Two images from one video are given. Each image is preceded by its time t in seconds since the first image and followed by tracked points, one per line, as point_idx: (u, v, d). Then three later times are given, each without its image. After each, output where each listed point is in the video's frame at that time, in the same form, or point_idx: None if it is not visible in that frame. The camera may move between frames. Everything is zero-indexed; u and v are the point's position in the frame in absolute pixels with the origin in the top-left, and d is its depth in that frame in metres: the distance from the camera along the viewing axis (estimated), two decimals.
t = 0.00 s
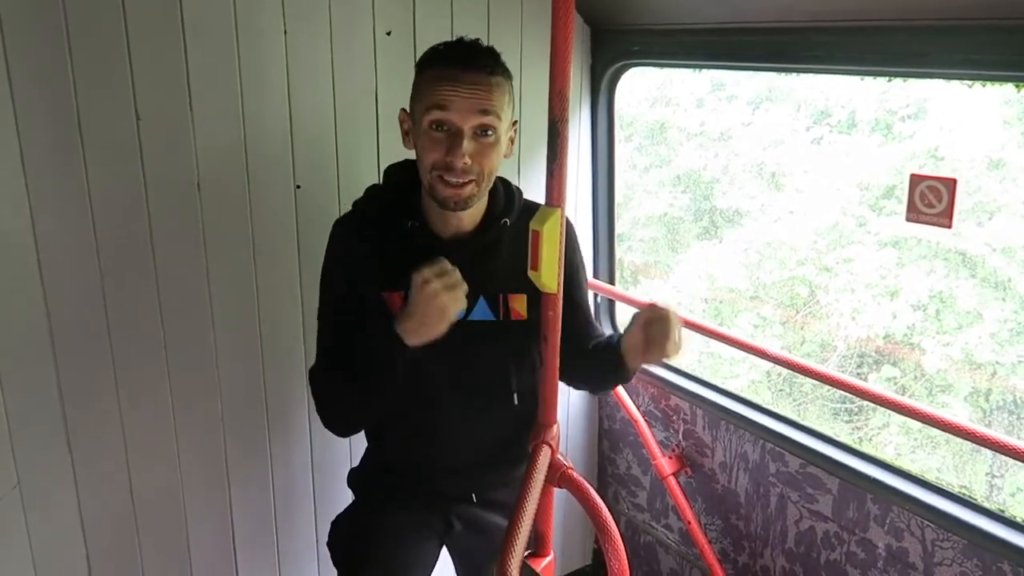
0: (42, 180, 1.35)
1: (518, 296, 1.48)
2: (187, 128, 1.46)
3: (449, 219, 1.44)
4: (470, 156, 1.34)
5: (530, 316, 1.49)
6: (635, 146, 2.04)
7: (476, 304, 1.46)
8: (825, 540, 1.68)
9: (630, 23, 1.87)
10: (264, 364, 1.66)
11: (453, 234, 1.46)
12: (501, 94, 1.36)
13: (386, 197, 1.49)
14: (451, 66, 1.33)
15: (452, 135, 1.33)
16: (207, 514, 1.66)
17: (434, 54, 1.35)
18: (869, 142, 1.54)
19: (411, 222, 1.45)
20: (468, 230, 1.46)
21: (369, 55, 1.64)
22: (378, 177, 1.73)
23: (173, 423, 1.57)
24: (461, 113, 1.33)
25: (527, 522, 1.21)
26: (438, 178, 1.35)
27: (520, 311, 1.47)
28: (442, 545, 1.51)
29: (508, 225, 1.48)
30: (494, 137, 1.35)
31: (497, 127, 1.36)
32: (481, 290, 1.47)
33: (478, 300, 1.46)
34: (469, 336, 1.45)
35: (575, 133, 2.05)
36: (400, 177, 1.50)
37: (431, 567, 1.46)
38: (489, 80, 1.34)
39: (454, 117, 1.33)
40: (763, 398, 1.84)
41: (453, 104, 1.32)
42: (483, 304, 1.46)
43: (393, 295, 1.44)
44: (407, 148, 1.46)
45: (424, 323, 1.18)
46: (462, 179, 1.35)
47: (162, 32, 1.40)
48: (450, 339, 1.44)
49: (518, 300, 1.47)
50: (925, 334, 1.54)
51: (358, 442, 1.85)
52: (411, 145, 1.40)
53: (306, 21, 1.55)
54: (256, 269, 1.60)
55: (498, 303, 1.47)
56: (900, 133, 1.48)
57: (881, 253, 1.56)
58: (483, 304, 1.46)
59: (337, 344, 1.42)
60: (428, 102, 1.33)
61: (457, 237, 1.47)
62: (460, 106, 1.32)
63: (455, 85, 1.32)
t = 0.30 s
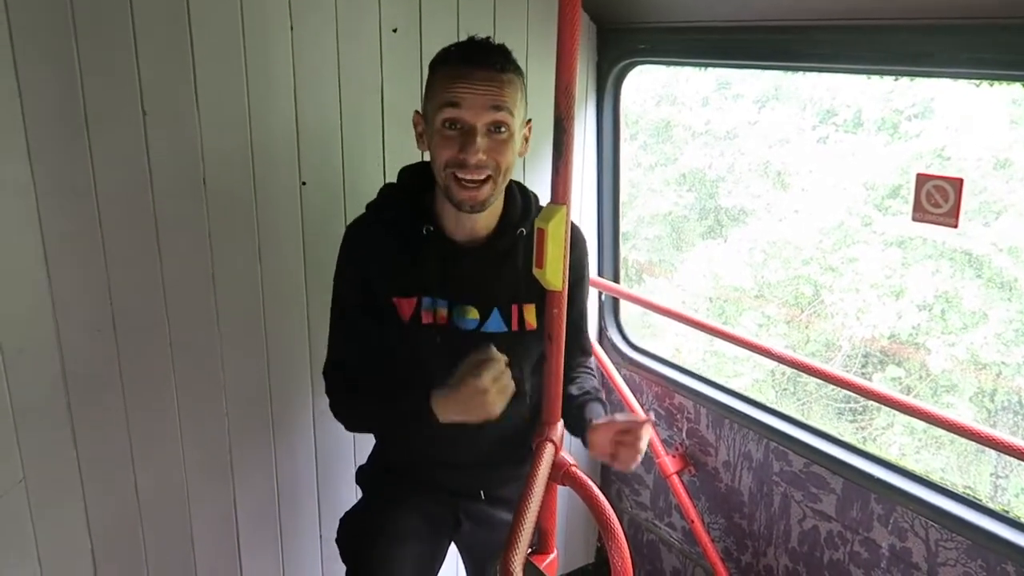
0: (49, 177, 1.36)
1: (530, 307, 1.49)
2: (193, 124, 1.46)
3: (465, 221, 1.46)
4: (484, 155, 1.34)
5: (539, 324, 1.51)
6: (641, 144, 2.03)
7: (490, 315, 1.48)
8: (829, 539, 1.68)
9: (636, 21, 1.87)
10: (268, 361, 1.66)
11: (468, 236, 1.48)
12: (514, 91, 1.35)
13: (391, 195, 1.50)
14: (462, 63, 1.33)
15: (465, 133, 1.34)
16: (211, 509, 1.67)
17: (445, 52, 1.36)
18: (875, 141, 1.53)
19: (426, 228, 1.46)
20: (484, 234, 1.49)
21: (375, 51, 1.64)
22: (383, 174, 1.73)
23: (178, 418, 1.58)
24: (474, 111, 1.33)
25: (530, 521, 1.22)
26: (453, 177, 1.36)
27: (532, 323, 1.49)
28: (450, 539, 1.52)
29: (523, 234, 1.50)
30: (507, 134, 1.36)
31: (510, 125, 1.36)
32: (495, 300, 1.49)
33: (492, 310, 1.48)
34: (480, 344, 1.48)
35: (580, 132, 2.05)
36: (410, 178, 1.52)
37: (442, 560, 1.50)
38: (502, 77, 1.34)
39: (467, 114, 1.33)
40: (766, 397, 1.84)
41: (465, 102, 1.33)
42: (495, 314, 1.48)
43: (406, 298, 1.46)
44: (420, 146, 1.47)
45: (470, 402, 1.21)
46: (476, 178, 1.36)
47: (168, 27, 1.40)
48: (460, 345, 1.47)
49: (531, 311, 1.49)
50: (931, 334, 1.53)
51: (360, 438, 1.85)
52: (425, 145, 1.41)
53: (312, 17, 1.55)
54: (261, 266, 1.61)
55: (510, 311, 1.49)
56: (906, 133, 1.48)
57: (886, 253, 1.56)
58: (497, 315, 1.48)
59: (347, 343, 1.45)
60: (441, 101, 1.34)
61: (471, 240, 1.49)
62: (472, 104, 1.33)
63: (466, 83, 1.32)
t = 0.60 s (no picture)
0: (52, 178, 1.36)
1: (533, 310, 1.47)
2: (195, 123, 1.46)
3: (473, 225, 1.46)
4: (492, 165, 1.35)
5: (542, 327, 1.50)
6: (641, 143, 2.04)
7: (493, 315, 1.48)
8: (828, 537, 1.69)
9: (637, 20, 1.87)
10: (270, 359, 1.67)
11: (476, 239, 1.48)
12: (525, 101, 1.35)
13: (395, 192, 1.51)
14: (472, 74, 1.33)
15: (474, 144, 1.34)
16: (212, 507, 1.67)
17: (455, 60, 1.35)
18: (875, 139, 1.54)
19: (431, 227, 1.48)
20: (491, 235, 1.48)
21: (376, 50, 1.64)
22: (384, 173, 1.73)
23: (180, 416, 1.59)
24: (483, 122, 1.33)
25: (529, 519, 1.22)
26: (461, 185, 1.37)
27: (535, 324, 1.48)
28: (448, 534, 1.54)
29: (529, 236, 1.49)
30: (517, 145, 1.36)
31: (520, 135, 1.36)
32: (498, 302, 1.49)
33: (495, 310, 1.48)
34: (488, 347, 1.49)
35: (581, 130, 2.05)
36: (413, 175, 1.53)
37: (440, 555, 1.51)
38: (512, 87, 1.33)
39: (477, 126, 1.33)
40: (766, 395, 1.84)
41: (475, 113, 1.33)
42: (497, 316, 1.48)
43: (410, 298, 1.49)
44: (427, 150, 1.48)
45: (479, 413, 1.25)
46: (483, 188, 1.37)
47: (170, 27, 1.40)
48: (467, 348, 1.49)
49: (533, 313, 1.47)
50: (930, 333, 1.54)
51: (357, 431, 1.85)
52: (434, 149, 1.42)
53: (313, 16, 1.55)
54: (262, 265, 1.61)
55: (513, 314, 1.48)
56: (906, 131, 1.48)
57: (886, 251, 1.56)
58: (500, 315, 1.48)
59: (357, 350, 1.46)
60: (450, 111, 1.34)
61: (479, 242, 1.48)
62: (481, 114, 1.33)
63: (475, 93, 1.32)
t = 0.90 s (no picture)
0: (53, 178, 1.36)
1: (532, 317, 1.51)
2: (196, 124, 1.47)
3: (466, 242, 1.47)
4: (482, 187, 1.36)
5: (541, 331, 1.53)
6: (641, 143, 2.04)
7: (491, 323, 1.50)
8: (829, 536, 1.69)
9: (636, 21, 1.87)
10: (271, 360, 1.67)
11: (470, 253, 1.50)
12: (514, 121, 1.35)
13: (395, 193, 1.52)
14: (462, 98, 1.33)
15: (462, 167, 1.35)
16: (214, 508, 1.68)
17: (445, 83, 1.35)
18: (875, 139, 1.54)
19: (428, 240, 1.48)
20: (486, 250, 1.49)
21: (376, 51, 1.65)
22: (385, 174, 1.73)
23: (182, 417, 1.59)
24: (471, 145, 1.33)
25: (529, 520, 1.24)
26: (452, 208, 1.38)
27: (534, 331, 1.52)
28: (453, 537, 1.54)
29: (526, 246, 1.51)
30: (506, 165, 1.36)
31: (509, 156, 1.36)
32: (497, 309, 1.50)
33: (493, 319, 1.50)
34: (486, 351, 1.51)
35: (581, 131, 2.06)
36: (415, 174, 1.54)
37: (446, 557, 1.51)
38: (500, 108, 1.33)
39: (464, 150, 1.34)
40: (766, 395, 1.84)
41: (463, 136, 1.33)
42: (497, 323, 1.50)
43: (410, 309, 1.49)
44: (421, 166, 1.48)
45: (513, 443, 1.31)
46: (475, 210, 1.37)
47: (170, 28, 1.40)
48: (465, 355, 1.51)
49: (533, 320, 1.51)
50: (931, 332, 1.54)
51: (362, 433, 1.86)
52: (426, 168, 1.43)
53: (313, 18, 1.55)
54: (263, 265, 1.61)
55: (511, 321, 1.51)
56: (905, 131, 1.48)
57: (886, 251, 1.57)
58: (499, 324, 1.50)
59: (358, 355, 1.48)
60: (438, 133, 1.35)
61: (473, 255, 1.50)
62: (469, 139, 1.33)
63: (464, 118, 1.32)
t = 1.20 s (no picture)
0: (55, 180, 1.37)
1: (533, 297, 1.51)
2: (198, 126, 1.47)
3: (476, 215, 1.47)
4: (511, 155, 1.36)
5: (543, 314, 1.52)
6: (642, 144, 2.04)
7: (493, 304, 1.50)
8: (831, 536, 1.69)
9: (637, 21, 1.88)
10: (273, 362, 1.67)
11: (474, 228, 1.49)
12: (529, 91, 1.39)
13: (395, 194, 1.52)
14: (472, 70, 1.34)
15: (489, 139, 1.35)
16: (216, 509, 1.68)
17: (449, 59, 1.37)
18: (876, 139, 1.54)
19: (429, 219, 1.47)
20: (487, 224, 1.49)
21: (378, 52, 1.65)
22: (386, 175, 1.73)
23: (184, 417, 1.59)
24: (498, 114, 1.35)
25: (531, 519, 1.24)
26: (476, 179, 1.38)
27: (534, 313, 1.51)
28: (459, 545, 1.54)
29: (525, 223, 1.50)
30: (526, 134, 1.39)
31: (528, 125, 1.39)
32: (499, 290, 1.50)
33: (495, 299, 1.50)
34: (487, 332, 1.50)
35: (581, 132, 2.06)
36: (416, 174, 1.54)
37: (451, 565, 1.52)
38: (518, 79, 1.36)
39: (491, 121, 1.35)
40: (768, 395, 1.84)
41: (490, 105, 1.34)
42: (499, 303, 1.49)
43: (412, 289, 1.49)
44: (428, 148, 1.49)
45: (515, 443, 1.31)
46: (501, 179, 1.37)
47: (172, 30, 1.41)
48: (465, 336, 1.50)
49: (533, 301, 1.50)
50: (933, 333, 1.54)
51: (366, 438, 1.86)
52: (438, 143, 1.42)
53: (314, 19, 1.55)
54: (265, 267, 1.62)
55: (513, 301, 1.50)
56: (906, 131, 1.48)
57: (888, 251, 1.57)
58: (500, 304, 1.50)
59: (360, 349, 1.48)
60: (462, 108, 1.35)
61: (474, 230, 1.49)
62: (495, 110, 1.34)
63: (489, 88, 1.34)
